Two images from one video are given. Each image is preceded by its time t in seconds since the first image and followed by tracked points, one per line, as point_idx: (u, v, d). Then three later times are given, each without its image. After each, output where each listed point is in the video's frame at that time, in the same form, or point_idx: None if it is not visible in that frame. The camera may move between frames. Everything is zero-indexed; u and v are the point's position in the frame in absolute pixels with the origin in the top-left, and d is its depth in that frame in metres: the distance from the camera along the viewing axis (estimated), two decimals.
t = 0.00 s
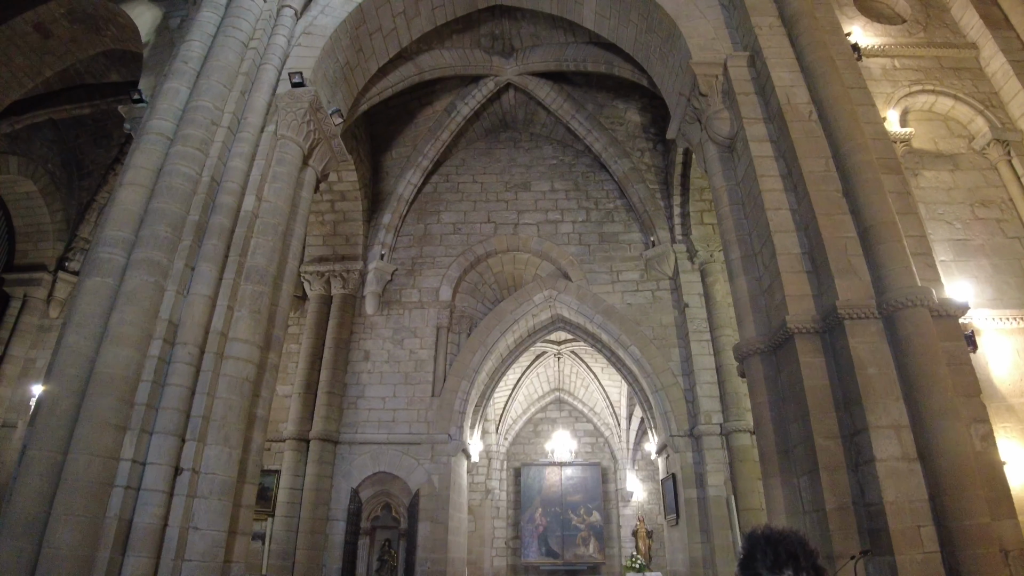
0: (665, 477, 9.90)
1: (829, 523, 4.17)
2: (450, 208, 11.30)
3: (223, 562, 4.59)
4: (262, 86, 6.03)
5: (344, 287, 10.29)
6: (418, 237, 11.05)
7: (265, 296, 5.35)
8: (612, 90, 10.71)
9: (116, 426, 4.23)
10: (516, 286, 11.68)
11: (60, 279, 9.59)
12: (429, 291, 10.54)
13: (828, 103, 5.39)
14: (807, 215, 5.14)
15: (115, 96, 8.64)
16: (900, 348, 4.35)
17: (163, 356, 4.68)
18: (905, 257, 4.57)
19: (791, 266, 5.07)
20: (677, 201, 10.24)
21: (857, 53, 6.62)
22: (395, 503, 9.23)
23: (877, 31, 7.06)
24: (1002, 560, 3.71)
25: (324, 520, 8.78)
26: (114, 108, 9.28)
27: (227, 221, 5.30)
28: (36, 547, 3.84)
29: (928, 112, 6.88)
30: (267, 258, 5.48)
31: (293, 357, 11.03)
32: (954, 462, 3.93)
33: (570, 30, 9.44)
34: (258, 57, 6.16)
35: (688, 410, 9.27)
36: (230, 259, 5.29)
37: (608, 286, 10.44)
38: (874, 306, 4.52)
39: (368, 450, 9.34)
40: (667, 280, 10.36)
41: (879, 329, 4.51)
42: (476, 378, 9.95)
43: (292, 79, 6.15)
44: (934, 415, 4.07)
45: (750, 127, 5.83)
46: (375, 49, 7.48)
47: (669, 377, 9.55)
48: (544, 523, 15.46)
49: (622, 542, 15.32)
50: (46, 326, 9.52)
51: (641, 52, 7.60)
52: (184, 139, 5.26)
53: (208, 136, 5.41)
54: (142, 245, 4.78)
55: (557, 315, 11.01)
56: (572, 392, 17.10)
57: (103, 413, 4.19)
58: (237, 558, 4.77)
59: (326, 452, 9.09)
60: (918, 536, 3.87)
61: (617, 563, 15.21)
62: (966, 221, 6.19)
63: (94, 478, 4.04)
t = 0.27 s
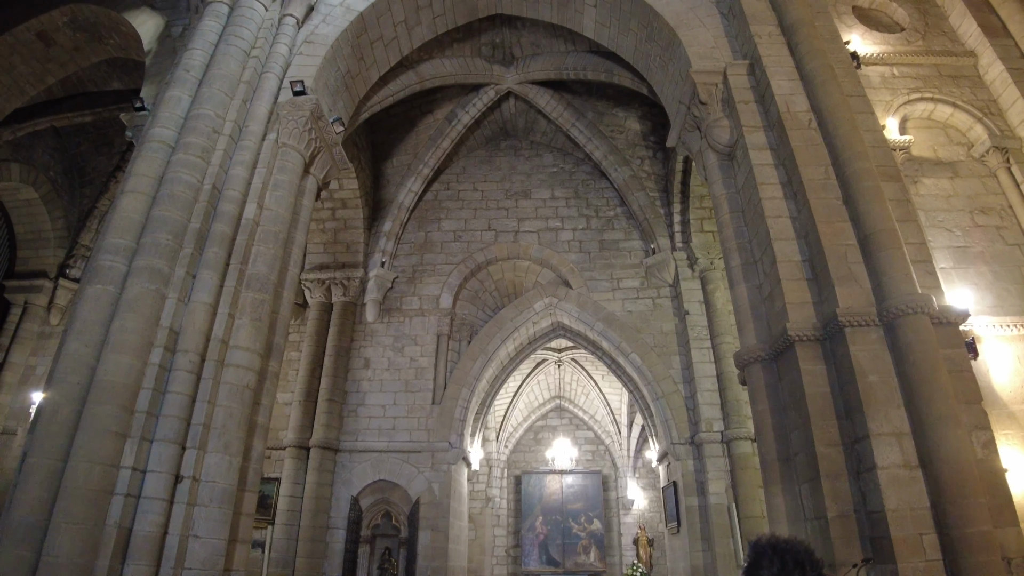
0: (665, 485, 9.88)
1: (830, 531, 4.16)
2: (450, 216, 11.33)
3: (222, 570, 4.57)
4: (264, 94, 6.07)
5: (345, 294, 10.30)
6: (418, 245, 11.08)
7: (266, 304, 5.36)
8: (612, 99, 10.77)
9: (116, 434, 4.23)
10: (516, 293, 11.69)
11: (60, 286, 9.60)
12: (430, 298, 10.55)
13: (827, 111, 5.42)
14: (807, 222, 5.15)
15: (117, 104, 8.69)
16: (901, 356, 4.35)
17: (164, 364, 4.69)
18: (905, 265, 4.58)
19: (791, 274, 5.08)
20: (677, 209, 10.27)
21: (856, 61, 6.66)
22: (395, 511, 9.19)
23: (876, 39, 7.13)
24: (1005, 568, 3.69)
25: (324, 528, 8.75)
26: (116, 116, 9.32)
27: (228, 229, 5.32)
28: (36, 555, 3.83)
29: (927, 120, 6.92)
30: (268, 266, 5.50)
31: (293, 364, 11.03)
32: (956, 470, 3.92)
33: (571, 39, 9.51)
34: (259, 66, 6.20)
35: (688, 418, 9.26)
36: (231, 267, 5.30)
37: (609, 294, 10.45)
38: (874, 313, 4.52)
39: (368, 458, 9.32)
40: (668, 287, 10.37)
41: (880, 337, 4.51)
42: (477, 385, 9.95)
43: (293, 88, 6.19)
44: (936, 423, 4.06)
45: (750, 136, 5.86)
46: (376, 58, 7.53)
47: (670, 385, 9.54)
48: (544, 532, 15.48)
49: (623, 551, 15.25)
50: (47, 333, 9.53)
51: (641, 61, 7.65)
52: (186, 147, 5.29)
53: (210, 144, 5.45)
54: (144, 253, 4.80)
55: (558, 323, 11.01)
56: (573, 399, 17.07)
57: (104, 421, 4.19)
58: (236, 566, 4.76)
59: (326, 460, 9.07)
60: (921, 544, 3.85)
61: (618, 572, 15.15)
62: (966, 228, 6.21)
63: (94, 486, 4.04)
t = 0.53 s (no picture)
0: (666, 493, 9.84)
1: (832, 539, 4.14)
2: (451, 224, 11.35)
3: None
4: (265, 102, 6.10)
5: (345, 302, 10.31)
6: (419, 253, 11.10)
7: (266, 311, 5.36)
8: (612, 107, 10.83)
9: (115, 442, 4.22)
10: (517, 301, 11.69)
11: (60, 293, 9.61)
12: (430, 306, 10.56)
13: (827, 120, 5.45)
14: (806, 230, 5.17)
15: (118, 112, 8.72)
16: (902, 363, 4.35)
17: (164, 371, 4.69)
18: (905, 272, 4.58)
19: (791, 281, 5.09)
20: (677, 216, 10.29)
21: (855, 69, 6.70)
22: (395, 520, 9.15)
23: (874, 47, 7.17)
24: None
25: (323, 537, 8.71)
26: (117, 124, 9.37)
27: (229, 237, 5.33)
28: (34, 563, 3.82)
29: (926, 127, 6.95)
30: (269, 274, 5.51)
31: (293, 372, 11.02)
32: (958, 478, 3.91)
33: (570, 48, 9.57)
34: (260, 74, 6.24)
35: (689, 426, 9.23)
36: (231, 275, 5.31)
37: (609, 301, 10.45)
38: (874, 321, 4.53)
39: (368, 466, 9.29)
40: (668, 294, 10.37)
41: (880, 344, 4.51)
42: (477, 393, 9.93)
43: (294, 96, 6.22)
44: (937, 430, 4.05)
45: (749, 144, 5.89)
46: (377, 66, 7.57)
47: (671, 392, 9.52)
48: (545, 541, 15.43)
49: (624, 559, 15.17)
50: (47, 341, 9.54)
51: (640, 70, 7.69)
52: (187, 155, 5.32)
53: (211, 152, 5.47)
54: (144, 260, 4.81)
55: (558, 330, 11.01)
56: (573, 407, 17.04)
57: (103, 428, 4.18)
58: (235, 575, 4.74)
59: (325, 468, 9.04)
60: (923, 552, 3.84)
61: None
62: (966, 235, 6.23)
63: (94, 494, 4.03)
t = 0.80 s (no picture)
0: (667, 499, 9.80)
1: (833, 545, 4.13)
2: (450, 229, 11.37)
3: None
4: (265, 108, 6.12)
5: (345, 307, 10.31)
6: (419, 258, 11.10)
7: (265, 317, 5.36)
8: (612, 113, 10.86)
9: (114, 447, 4.21)
10: (517, 306, 11.69)
11: (60, 298, 9.61)
12: (430, 311, 10.56)
13: (826, 124, 5.46)
14: (806, 235, 5.17)
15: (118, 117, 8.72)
16: (902, 368, 4.34)
17: (163, 377, 4.68)
18: (905, 277, 4.58)
19: (791, 286, 5.09)
20: (677, 221, 10.31)
21: (854, 74, 6.73)
22: (395, 526, 9.10)
23: (873, 53, 7.21)
24: None
25: (323, 543, 8.67)
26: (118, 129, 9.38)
27: (229, 242, 5.34)
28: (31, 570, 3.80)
29: (925, 132, 6.97)
30: (268, 279, 5.51)
31: (293, 377, 11.00)
32: (959, 483, 3.90)
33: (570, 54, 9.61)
34: (261, 80, 6.26)
35: (689, 431, 9.21)
36: (231, 280, 5.31)
37: (609, 306, 10.46)
38: (874, 325, 4.52)
39: (367, 472, 9.26)
40: (668, 300, 10.36)
41: (880, 349, 4.50)
42: (477, 399, 9.91)
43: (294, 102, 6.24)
44: (938, 435, 4.04)
45: (748, 149, 5.90)
46: (377, 72, 7.59)
47: (671, 398, 9.50)
48: (545, 546, 15.39)
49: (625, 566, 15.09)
50: (46, 346, 9.53)
51: (639, 75, 7.71)
52: (187, 160, 5.33)
53: (211, 157, 5.48)
54: (144, 265, 4.81)
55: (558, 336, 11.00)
56: (573, 413, 17.01)
57: (101, 434, 4.17)
58: None
59: (325, 474, 9.01)
60: (925, 558, 3.82)
61: None
62: (966, 240, 6.23)
63: (92, 500, 4.01)
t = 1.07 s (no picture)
0: (668, 503, 9.77)
1: (833, 548, 4.12)
2: (450, 232, 11.37)
3: None
4: (265, 111, 6.12)
5: (345, 310, 10.31)
6: (418, 261, 11.10)
7: (264, 320, 5.35)
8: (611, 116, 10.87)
9: (112, 450, 4.20)
10: (517, 309, 11.68)
11: (60, 301, 9.62)
12: (429, 314, 10.55)
13: (825, 127, 5.47)
14: (806, 237, 5.17)
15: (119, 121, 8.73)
16: (902, 371, 4.33)
17: (162, 380, 4.67)
18: (905, 279, 4.58)
19: (791, 289, 5.08)
20: (677, 224, 10.31)
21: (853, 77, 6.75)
22: (394, 529, 9.07)
23: (872, 56, 7.24)
24: None
25: (322, 547, 8.65)
26: (118, 133, 9.40)
27: (228, 245, 5.33)
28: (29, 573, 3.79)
29: (925, 135, 6.98)
30: (268, 282, 5.50)
31: (292, 380, 10.99)
32: (960, 486, 3.89)
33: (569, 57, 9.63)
34: (260, 83, 6.27)
35: (690, 434, 9.19)
36: (230, 283, 5.31)
37: (609, 309, 10.45)
38: (874, 328, 4.52)
39: (367, 476, 9.24)
40: (668, 302, 10.35)
41: (880, 351, 4.50)
42: (477, 402, 9.89)
43: (294, 105, 6.25)
44: (939, 438, 4.03)
45: (747, 151, 5.91)
46: (377, 76, 7.60)
47: (671, 401, 9.48)
48: (545, 550, 15.37)
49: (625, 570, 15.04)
50: (46, 349, 9.53)
51: (639, 79, 7.72)
52: (187, 163, 5.33)
53: (210, 160, 5.48)
54: (143, 268, 4.81)
55: (558, 339, 10.99)
56: (573, 416, 16.98)
57: (100, 437, 4.16)
58: None
59: (324, 477, 8.99)
60: (926, 561, 3.81)
61: None
62: (966, 242, 6.23)
63: (90, 503, 4.00)
